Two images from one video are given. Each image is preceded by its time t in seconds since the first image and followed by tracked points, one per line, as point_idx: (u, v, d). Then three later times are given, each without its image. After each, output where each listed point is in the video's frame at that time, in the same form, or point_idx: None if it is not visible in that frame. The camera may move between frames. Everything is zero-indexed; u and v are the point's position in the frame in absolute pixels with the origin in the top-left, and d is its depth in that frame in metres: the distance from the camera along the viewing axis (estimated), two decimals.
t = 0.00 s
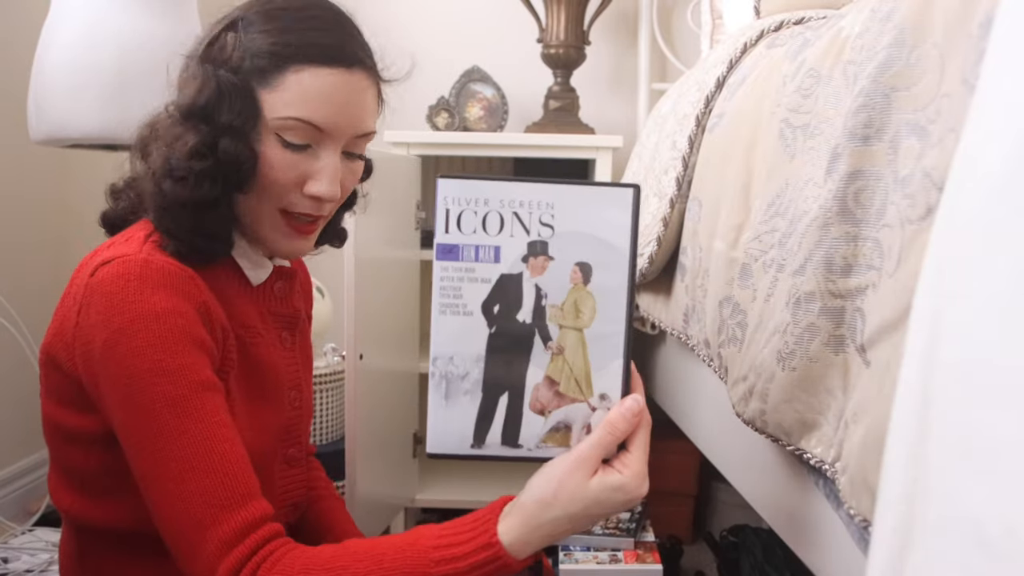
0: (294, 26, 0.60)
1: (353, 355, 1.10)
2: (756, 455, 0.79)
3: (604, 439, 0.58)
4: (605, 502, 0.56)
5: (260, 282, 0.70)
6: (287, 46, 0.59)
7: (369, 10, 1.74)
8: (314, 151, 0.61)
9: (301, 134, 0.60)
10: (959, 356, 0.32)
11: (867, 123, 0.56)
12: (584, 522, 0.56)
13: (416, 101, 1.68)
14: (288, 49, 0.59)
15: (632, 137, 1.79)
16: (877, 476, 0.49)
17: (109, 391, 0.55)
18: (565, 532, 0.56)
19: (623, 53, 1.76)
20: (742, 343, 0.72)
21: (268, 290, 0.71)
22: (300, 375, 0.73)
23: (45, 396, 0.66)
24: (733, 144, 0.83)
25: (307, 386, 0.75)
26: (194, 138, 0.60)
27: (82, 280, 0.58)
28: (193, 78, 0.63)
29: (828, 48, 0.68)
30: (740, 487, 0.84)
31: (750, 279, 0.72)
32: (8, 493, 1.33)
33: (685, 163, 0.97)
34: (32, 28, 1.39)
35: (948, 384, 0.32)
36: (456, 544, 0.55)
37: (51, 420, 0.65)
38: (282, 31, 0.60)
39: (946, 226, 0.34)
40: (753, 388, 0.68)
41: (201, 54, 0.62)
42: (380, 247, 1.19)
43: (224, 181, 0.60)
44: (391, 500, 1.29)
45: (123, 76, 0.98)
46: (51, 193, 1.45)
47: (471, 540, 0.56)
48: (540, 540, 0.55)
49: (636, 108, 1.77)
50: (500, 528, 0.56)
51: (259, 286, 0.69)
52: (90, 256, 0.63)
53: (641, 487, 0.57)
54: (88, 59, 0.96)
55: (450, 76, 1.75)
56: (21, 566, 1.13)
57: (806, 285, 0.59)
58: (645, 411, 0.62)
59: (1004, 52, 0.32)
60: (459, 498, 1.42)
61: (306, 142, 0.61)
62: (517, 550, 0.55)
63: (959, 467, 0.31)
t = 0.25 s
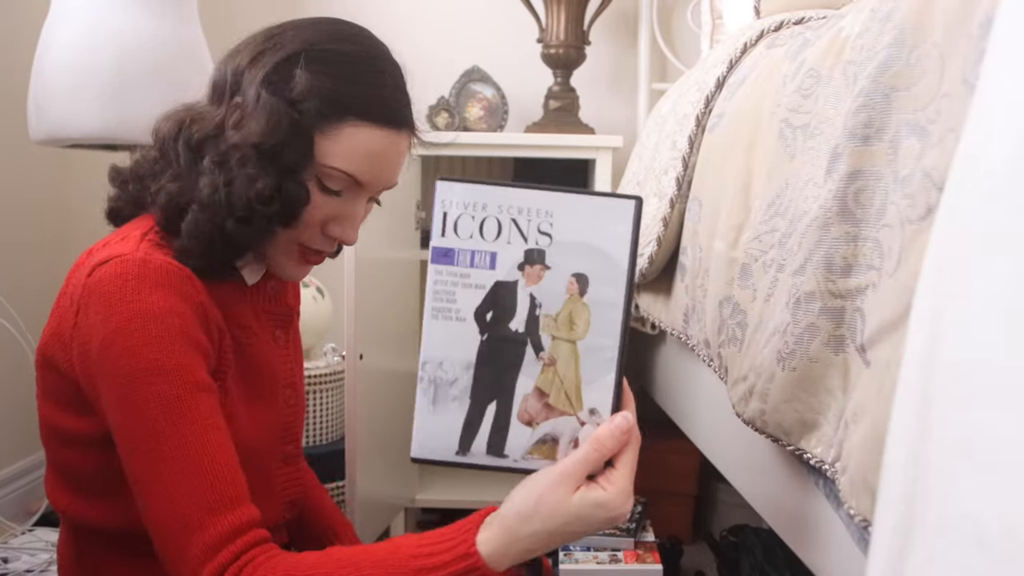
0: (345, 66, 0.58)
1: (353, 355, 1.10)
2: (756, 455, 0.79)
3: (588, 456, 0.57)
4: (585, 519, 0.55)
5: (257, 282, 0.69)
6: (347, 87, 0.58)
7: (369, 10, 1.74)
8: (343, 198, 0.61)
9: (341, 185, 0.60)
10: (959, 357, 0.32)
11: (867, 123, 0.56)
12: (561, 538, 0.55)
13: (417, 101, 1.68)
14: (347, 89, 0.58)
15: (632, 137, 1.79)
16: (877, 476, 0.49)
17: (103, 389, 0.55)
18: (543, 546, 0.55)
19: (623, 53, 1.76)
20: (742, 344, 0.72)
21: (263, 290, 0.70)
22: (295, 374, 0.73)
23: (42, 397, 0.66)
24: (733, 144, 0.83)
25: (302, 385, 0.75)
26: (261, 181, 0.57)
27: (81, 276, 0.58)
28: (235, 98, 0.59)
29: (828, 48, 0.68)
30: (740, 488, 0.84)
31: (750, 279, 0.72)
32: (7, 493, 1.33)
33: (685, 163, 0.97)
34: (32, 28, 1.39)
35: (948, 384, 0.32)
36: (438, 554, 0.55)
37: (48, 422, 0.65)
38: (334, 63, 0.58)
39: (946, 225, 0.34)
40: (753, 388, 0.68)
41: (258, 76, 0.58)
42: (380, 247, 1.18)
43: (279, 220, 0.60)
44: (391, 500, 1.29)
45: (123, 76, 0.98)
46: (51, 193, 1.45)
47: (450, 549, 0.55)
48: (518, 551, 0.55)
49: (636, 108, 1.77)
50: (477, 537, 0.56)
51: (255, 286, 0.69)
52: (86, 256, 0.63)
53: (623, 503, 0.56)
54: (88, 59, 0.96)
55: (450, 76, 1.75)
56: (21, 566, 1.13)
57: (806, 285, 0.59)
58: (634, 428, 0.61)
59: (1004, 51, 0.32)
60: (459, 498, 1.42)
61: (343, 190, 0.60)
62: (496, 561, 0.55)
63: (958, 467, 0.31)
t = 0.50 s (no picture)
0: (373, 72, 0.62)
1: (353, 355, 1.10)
2: (756, 455, 0.79)
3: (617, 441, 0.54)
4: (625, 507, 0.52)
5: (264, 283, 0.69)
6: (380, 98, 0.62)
7: (369, 10, 1.74)
8: (368, 204, 0.64)
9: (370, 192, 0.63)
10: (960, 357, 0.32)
11: (867, 123, 0.56)
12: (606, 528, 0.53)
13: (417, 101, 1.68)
14: (384, 102, 0.62)
15: (632, 137, 1.79)
16: (877, 476, 0.49)
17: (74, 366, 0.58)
18: None
19: (623, 52, 1.76)
20: (742, 344, 0.72)
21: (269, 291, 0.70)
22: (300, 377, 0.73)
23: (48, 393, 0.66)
24: (733, 144, 0.83)
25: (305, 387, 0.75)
26: (315, 189, 0.58)
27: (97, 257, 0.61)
28: (274, 103, 0.61)
29: (828, 48, 0.68)
30: (740, 488, 0.84)
31: (750, 279, 0.72)
32: (7, 493, 1.33)
33: (685, 163, 0.97)
34: (32, 28, 1.39)
35: (948, 385, 0.32)
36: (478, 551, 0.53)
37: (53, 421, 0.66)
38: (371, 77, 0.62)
39: (947, 225, 0.34)
40: (753, 388, 0.68)
41: (301, 85, 0.60)
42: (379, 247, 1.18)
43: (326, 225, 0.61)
44: (391, 500, 1.29)
45: (123, 76, 0.98)
46: (51, 193, 1.45)
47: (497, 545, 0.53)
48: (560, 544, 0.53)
49: (636, 108, 1.77)
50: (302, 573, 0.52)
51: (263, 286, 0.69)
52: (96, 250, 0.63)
53: None
54: (88, 59, 0.96)
55: (450, 76, 1.75)
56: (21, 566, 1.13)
57: (806, 285, 0.59)
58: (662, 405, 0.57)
59: (1005, 52, 0.32)
60: (459, 498, 1.42)
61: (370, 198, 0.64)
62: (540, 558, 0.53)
63: (957, 467, 0.31)
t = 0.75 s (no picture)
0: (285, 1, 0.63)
1: (353, 355, 1.10)
2: (756, 455, 0.79)
3: (639, 424, 0.53)
4: (654, 492, 0.51)
5: (269, 285, 0.69)
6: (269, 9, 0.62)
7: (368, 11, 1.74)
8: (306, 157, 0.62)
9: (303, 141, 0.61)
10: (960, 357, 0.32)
11: (867, 123, 0.56)
12: (640, 516, 0.51)
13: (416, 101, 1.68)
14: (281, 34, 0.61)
15: (632, 137, 1.79)
16: (877, 476, 0.49)
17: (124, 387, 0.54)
18: None
19: (623, 52, 1.76)
20: (742, 344, 0.72)
21: (276, 293, 0.70)
22: (306, 379, 0.73)
23: (52, 398, 0.66)
24: (733, 144, 0.83)
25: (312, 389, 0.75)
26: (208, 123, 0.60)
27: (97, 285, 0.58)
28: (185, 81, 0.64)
29: (828, 48, 0.68)
30: (740, 488, 0.84)
31: (750, 279, 0.72)
32: (7, 492, 1.33)
33: (685, 163, 0.97)
34: (32, 28, 1.39)
35: (949, 386, 0.32)
36: (509, 542, 0.52)
37: (58, 424, 0.66)
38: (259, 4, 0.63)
39: (947, 225, 0.34)
40: (753, 388, 0.68)
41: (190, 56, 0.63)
42: (379, 247, 1.18)
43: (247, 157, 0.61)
44: (391, 500, 1.29)
45: (123, 77, 0.98)
46: (51, 193, 1.45)
47: (528, 537, 0.52)
48: (597, 540, 0.51)
49: (636, 108, 1.77)
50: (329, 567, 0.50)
51: (268, 288, 0.69)
52: (98, 260, 0.63)
53: None
54: (88, 60, 0.96)
55: (450, 75, 1.75)
56: (21, 566, 1.13)
57: (806, 285, 0.59)
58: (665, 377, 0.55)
59: (1004, 51, 0.32)
60: (459, 498, 1.42)
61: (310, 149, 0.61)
62: (575, 552, 0.52)
63: (958, 467, 0.31)
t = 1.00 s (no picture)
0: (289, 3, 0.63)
1: (353, 355, 1.10)
2: (756, 455, 0.79)
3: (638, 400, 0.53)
4: (654, 466, 0.51)
5: (268, 287, 0.69)
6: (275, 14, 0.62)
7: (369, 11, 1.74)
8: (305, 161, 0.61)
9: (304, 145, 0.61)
10: (960, 357, 0.32)
11: (867, 123, 0.56)
12: (642, 491, 0.51)
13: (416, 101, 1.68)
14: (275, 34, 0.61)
15: (632, 137, 1.79)
16: (877, 476, 0.49)
17: (121, 391, 0.54)
18: None
19: (624, 53, 1.76)
20: (741, 344, 0.72)
21: (275, 295, 0.70)
22: (306, 381, 0.73)
23: (52, 401, 0.66)
24: (733, 144, 0.83)
25: (312, 390, 0.75)
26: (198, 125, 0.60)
27: (93, 290, 0.58)
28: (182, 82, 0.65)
29: (828, 48, 0.68)
30: (739, 488, 0.84)
31: (750, 279, 0.72)
32: (7, 492, 1.33)
33: (685, 163, 0.97)
34: (32, 28, 1.39)
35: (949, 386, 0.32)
36: (511, 523, 0.52)
37: (58, 427, 0.66)
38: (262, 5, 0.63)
39: (947, 225, 0.34)
40: (753, 388, 0.68)
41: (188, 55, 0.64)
42: (379, 246, 1.18)
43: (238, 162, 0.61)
44: (391, 500, 1.29)
45: (123, 77, 0.98)
46: (51, 193, 1.46)
47: (529, 518, 0.52)
48: (598, 518, 0.51)
49: (635, 109, 1.77)
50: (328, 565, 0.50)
51: (267, 290, 0.69)
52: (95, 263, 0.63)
53: None
54: (88, 60, 0.97)
55: (450, 76, 1.75)
56: (22, 566, 1.13)
57: (806, 285, 0.59)
58: (663, 349, 0.56)
59: (1005, 51, 0.32)
60: (459, 498, 1.42)
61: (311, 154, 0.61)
62: (578, 531, 0.52)
63: (959, 466, 0.31)
